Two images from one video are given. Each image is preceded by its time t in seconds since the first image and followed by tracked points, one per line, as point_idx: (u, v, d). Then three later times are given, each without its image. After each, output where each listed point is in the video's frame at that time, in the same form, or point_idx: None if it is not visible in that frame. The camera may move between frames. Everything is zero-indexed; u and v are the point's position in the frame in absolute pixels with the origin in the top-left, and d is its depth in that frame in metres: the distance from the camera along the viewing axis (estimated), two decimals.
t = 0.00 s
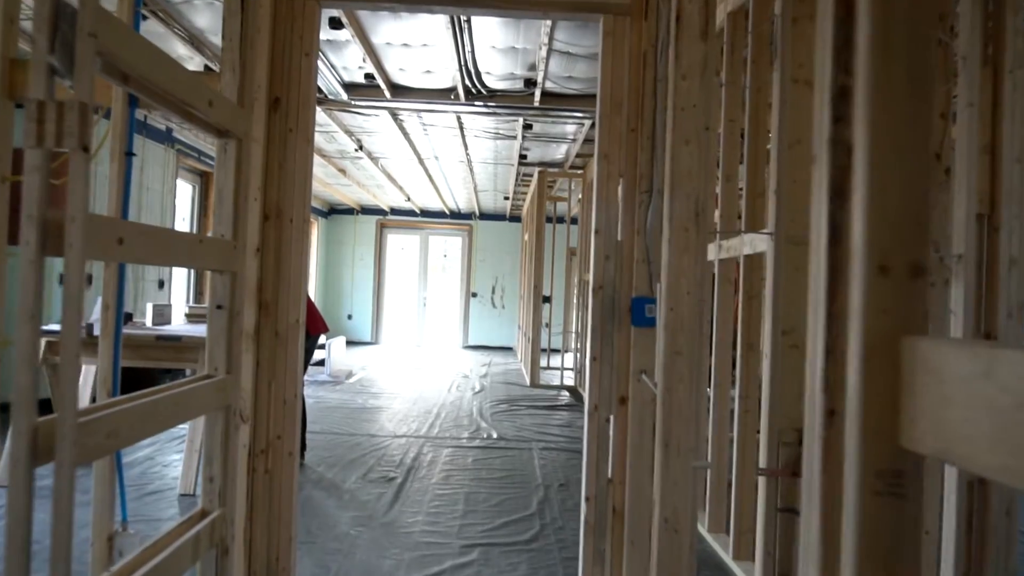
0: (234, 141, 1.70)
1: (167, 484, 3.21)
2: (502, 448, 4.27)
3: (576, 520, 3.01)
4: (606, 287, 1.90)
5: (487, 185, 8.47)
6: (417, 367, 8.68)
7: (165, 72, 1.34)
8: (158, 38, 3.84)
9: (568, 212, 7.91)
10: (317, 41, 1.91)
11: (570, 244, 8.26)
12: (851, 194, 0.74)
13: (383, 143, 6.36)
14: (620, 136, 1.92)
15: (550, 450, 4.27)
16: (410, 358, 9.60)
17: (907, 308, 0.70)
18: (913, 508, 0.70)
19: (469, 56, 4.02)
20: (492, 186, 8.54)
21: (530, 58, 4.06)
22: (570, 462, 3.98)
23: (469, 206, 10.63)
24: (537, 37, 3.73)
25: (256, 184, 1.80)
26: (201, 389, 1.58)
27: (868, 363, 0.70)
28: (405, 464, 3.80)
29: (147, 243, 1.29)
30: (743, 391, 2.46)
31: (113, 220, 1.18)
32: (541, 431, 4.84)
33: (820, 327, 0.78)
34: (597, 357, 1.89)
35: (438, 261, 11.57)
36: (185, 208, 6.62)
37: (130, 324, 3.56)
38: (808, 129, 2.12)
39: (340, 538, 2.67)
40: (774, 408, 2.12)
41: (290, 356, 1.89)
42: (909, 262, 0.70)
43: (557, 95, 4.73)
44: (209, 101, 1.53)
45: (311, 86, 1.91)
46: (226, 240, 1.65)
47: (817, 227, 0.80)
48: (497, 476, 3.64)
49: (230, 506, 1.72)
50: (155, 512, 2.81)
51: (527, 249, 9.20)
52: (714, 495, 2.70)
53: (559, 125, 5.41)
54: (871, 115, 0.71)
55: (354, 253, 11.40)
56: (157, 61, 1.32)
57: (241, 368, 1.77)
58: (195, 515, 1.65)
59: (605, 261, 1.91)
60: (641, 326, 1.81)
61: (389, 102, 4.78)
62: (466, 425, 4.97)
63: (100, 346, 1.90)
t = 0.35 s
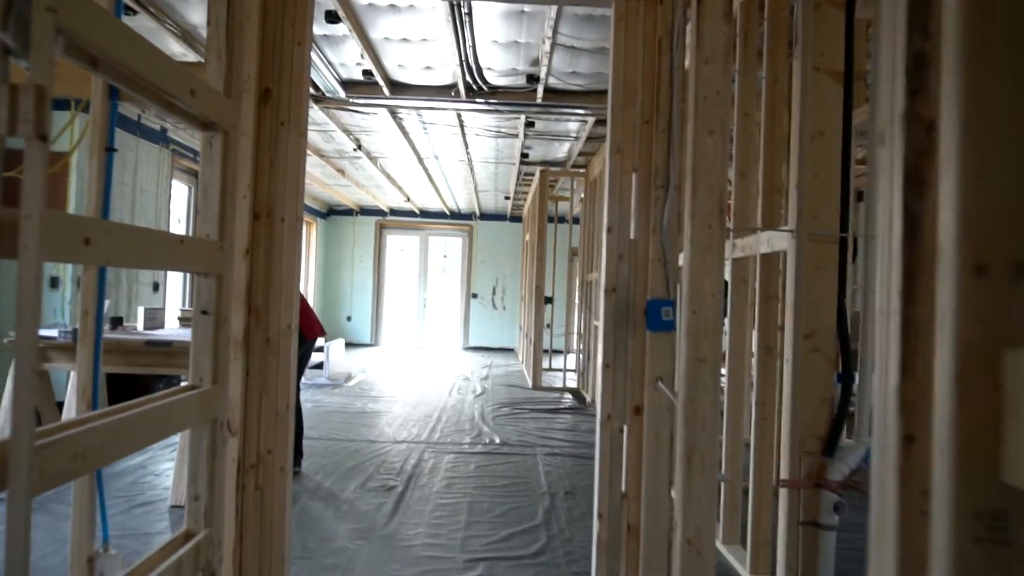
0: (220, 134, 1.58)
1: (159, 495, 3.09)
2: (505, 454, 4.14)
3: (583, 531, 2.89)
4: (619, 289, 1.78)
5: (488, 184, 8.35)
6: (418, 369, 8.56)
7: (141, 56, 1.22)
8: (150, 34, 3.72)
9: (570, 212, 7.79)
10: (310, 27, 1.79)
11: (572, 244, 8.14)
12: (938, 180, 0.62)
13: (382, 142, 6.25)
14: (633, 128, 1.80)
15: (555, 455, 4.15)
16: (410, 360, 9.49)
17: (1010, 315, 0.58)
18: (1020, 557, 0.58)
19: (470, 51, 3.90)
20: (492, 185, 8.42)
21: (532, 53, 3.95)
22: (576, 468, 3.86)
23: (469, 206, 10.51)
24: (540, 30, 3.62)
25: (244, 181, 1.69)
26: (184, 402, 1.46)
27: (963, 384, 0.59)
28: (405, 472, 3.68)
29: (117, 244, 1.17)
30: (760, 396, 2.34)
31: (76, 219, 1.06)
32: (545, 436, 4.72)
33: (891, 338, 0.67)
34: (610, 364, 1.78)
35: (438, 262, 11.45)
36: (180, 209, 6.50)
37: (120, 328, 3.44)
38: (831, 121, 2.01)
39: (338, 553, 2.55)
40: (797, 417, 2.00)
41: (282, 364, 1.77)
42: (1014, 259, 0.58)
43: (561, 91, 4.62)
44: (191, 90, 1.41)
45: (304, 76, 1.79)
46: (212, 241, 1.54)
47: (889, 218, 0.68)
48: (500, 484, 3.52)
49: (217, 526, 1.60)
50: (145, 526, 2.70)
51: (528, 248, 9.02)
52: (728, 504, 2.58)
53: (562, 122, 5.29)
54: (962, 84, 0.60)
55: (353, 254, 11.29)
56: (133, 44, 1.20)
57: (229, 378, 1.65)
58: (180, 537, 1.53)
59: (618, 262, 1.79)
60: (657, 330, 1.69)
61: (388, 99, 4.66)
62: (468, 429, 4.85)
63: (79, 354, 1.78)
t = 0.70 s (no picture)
0: (204, 123, 1.46)
1: (149, 506, 2.97)
2: (508, 460, 4.02)
3: (592, 542, 2.77)
4: (635, 289, 1.66)
5: (488, 184, 8.24)
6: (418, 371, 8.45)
7: (107, 34, 1.11)
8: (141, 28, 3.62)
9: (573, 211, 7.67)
10: (301, 11, 1.68)
11: (574, 244, 8.02)
12: None
13: (381, 141, 6.13)
14: (648, 116, 1.68)
15: (560, 461, 4.03)
16: (410, 362, 9.36)
17: None
18: None
19: (471, 44, 3.78)
20: (493, 185, 8.29)
21: (535, 46, 3.83)
22: (582, 475, 3.75)
23: (470, 206, 10.39)
24: (543, 22, 3.50)
25: (231, 174, 1.57)
26: (165, 415, 1.34)
27: None
28: (405, 480, 3.56)
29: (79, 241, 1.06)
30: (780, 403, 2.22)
31: (28, 213, 0.96)
32: (548, 441, 4.60)
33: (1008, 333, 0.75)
34: (625, 369, 1.66)
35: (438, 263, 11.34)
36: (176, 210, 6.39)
37: (110, 332, 3.32)
38: (858, 110, 1.88)
39: (335, 568, 2.43)
40: (823, 425, 1.88)
41: (273, 372, 1.65)
42: None
43: (564, 86, 4.50)
44: (170, 73, 1.29)
45: (294, 62, 1.67)
46: (195, 239, 1.42)
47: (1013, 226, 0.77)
48: (504, 492, 3.40)
49: (202, 548, 1.48)
50: (133, 540, 2.57)
51: (529, 248, 8.97)
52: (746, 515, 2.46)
53: (564, 119, 5.18)
54: None
55: (352, 255, 11.17)
56: (98, 17, 1.09)
57: (216, 387, 1.53)
58: (161, 560, 1.41)
59: (632, 260, 1.67)
60: (676, 334, 1.58)
61: (386, 95, 4.54)
62: (470, 434, 4.73)
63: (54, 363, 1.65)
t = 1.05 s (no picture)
0: (184, 107, 1.34)
1: (138, 515, 2.85)
2: (511, 465, 3.90)
3: (600, 553, 2.65)
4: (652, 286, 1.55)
5: (489, 183, 8.13)
6: (418, 373, 8.33)
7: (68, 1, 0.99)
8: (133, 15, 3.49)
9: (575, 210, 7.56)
10: None
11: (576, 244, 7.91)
12: None
13: (381, 138, 6.01)
14: (666, 101, 1.57)
15: (564, 466, 3.91)
16: (410, 363, 9.25)
17: None
18: None
19: (473, 36, 3.66)
20: (494, 184, 8.18)
21: (539, 39, 3.72)
22: (588, 481, 3.63)
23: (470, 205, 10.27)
24: (547, 13, 3.38)
25: (217, 163, 1.45)
26: (141, 427, 1.23)
27: None
28: (405, 486, 3.44)
29: (32, 232, 0.94)
30: (801, 408, 2.10)
31: None
32: (552, 445, 4.48)
33: None
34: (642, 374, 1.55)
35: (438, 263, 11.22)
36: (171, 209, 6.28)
37: (99, 333, 3.21)
38: (887, 97, 1.76)
39: None
40: (851, 433, 1.76)
41: (262, 377, 1.54)
42: None
43: (568, 80, 4.39)
44: (144, 49, 1.17)
45: (283, 44, 1.56)
46: (175, 233, 1.30)
47: None
48: (508, 499, 3.28)
49: (184, 570, 1.36)
50: (120, 552, 2.46)
51: (529, 249, 9.23)
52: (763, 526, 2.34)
53: (567, 115, 5.05)
54: None
55: (351, 256, 11.06)
56: None
57: (200, 393, 1.42)
58: None
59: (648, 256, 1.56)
60: (697, 336, 1.45)
61: (386, 90, 4.42)
62: (472, 438, 4.60)
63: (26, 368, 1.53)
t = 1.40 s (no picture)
0: (162, 94, 1.23)
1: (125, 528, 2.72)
2: (514, 472, 3.79)
3: (608, 567, 2.53)
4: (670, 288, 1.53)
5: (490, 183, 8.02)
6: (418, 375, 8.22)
7: None
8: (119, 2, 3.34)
9: (577, 210, 7.45)
10: None
11: (578, 244, 7.79)
12: None
13: (380, 137, 5.90)
14: (687, 88, 1.57)
15: (568, 473, 3.80)
16: (410, 365, 9.13)
17: None
18: None
19: (474, 30, 3.54)
20: (494, 183, 8.06)
21: (542, 32, 3.60)
22: (593, 489, 3.52)
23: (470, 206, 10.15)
24: (551, 5, 3.26)
25: (199, 155, 1.34)
26: (109, 444, 1.10)
27: None
28: (405, 495, 3.33)
29: None
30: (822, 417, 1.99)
31: None
32: (555, 450, 4.36)
33: None
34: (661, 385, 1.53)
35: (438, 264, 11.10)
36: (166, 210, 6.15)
37: (87, 337, 3.08)
38: (919, 86, 1.64)
39: None
40: (881, 446, 1.64)
41: (248, 387, 1.42)
42: None
43: (571, 76, 4.28)
44: (112, 25, 1.05)
45: (270, 28, 1.45)
46: (150, 231, 1.18)
47: None
48: (511, 509, 3.16)
49: None
50: (104, 569, 2.33)
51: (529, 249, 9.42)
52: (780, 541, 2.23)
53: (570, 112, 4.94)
54: None
55: (350, 257, 10.94)
56: None
57: (179, 405, 1.30)
58: None
59: (666, 255, 1.54)
60: (718, 342, 1.47)
61: (385, 87, 4.31)
62: (473, 444, 4.49)
63: None
